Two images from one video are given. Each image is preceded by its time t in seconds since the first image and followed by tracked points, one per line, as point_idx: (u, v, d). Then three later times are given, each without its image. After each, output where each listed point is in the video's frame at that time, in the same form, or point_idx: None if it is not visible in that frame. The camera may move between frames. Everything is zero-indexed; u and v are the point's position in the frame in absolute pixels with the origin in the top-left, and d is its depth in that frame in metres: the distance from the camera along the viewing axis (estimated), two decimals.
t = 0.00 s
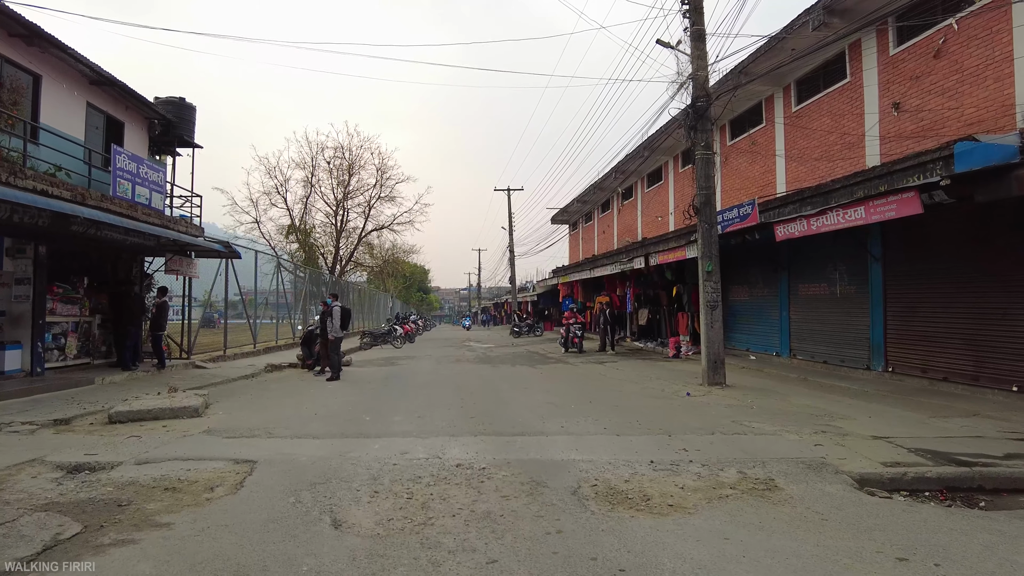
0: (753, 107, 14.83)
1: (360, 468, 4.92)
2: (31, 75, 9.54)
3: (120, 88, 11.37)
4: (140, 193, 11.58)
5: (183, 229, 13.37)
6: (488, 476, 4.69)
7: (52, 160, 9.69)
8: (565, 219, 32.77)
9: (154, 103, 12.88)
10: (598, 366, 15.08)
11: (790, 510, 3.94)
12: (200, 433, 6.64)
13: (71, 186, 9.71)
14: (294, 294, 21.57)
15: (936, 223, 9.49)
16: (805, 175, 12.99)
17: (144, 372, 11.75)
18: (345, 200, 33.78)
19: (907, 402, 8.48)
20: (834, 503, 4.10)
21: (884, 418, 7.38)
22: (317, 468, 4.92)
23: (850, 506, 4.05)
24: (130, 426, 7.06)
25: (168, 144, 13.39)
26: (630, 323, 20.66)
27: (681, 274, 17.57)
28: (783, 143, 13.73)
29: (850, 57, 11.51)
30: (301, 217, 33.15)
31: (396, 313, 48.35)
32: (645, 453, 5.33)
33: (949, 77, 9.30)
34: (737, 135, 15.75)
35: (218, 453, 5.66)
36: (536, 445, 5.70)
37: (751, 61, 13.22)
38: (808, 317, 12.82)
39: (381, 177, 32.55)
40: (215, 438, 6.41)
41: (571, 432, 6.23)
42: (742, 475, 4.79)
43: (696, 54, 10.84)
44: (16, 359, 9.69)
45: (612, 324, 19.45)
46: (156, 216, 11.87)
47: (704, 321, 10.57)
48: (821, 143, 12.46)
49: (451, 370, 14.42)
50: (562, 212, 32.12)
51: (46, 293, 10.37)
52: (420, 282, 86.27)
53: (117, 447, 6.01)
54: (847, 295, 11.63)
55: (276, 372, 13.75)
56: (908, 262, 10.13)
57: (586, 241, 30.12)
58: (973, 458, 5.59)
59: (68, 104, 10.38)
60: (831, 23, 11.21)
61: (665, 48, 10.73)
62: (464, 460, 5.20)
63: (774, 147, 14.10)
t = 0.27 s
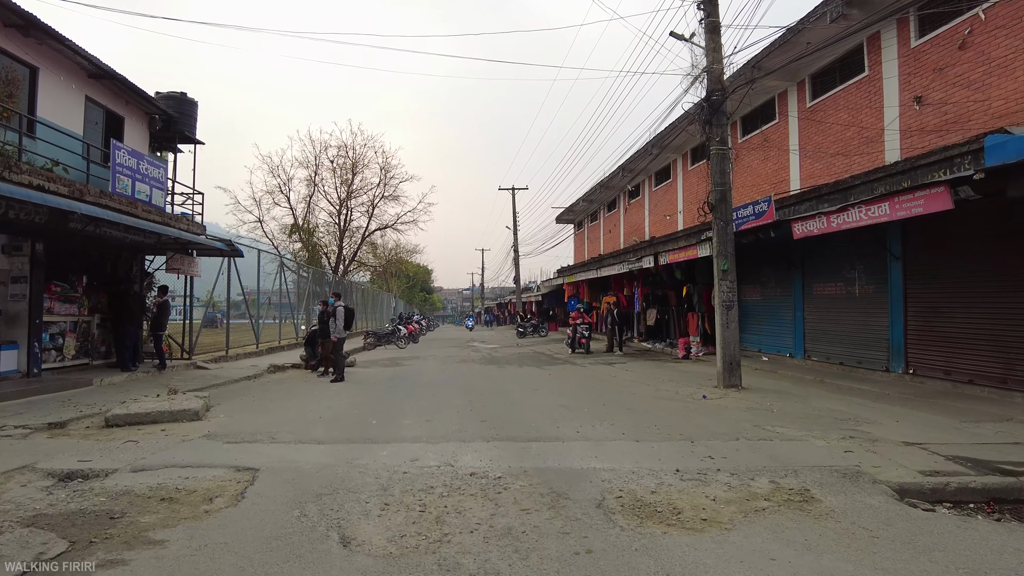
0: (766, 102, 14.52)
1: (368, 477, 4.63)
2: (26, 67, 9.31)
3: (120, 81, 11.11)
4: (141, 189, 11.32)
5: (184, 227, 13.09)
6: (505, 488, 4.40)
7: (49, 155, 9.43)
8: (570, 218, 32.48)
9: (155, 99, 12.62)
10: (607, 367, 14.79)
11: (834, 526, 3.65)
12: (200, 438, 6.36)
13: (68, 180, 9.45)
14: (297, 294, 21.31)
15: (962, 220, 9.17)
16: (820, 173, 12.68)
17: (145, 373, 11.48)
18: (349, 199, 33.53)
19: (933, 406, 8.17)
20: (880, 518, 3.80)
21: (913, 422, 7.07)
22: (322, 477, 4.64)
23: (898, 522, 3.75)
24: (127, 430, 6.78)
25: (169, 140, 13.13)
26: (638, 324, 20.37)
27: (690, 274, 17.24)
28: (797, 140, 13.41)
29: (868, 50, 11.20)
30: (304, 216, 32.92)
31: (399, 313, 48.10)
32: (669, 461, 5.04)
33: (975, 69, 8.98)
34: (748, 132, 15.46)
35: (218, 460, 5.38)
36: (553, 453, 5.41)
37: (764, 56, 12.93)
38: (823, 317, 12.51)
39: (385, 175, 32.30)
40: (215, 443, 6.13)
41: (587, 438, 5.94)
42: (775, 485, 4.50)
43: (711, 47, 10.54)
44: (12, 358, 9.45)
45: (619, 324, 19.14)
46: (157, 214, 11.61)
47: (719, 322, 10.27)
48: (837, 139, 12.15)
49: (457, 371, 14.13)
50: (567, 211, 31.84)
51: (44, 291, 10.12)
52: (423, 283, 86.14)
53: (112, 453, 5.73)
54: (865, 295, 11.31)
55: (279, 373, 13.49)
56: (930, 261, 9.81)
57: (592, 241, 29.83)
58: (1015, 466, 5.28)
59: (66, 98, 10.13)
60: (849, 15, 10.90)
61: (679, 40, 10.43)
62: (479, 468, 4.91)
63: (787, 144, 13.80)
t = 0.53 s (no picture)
0: (778, 98, 14.23)
1: (375, 488, 4.36)
2: (20, 61, 9.06)
3: (117, 75, 10.86)
4: (140, 186, 11.07)
5: (184, 225, 12.82)
6: (521, 500, 4.12)
7: (44, 151, 9.17)
8: (575, 217, 32.19)
9: (155, 94, 12.35)
10: (615, 368, 14.51)
11: (881, 544, 3.36)
12: (199, 444, 6.09)
13: (64, 177, 9.19)
14: (299, 294, 21.06)
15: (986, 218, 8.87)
16: (834, 170, 12.39)
17: (144, 374, 11.23)
18: (352, 198, 33.27)
19: (958, 410, 7.88)
20: (930, 536, 3.51)
21: (941, 426, 6.78)
22: (326, 488, 4.37)
23: (949, 540, 3.47)
24: (123, 436, 6.52)
25: (169, 137, 12.86)
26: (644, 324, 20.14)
27: (699, 273, 16.93)
28: (809, 136, 13.12)
29: (886, 43, 10.90)
30: (307, 215, 32.68)
31: (402, 313, 47.85)
32: (693, 470, 4.75)
33: (1000, 61, 8.68)
34: (759, 129, 15.17)
35: (217, 468, 5.11)
36: (569, 462, 5.13)
37: (777, 50, 12.64)
38: (837, 317, 12.21)
39: (388, 174, 32.05)
40: (214, 449, 5.87)
41: (604, 446, 5.66)
42: (809, 497, 4.21)
43: (724, 39, 10.24)
44: (8, 360, 9.21)
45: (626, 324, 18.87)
46: (157, 211, 11.36)
47: (733, 322, 10.00)
48: (852, 135, 11.85)
49: (462, 372, 13.86)
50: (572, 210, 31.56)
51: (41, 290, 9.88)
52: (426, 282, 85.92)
53: (106, 461, 5.46)
54: (882, 294, 11.01)
55: (281, 374, 13.23)
56: (952, 260, 9.52)
57: (597, 240, 29.54)
58: None
59: (62, 92, 9.88)
60: (867, 8, 10.60)
61: (691, 33, 10.15)
62: (492, 478, 4.63)
63: (800, 140, 13.50)
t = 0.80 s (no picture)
0: (792, 92, 13.89)
1: (385, 501, 4.07)
2: (17, 53, 8.81)
3: (118, 68, 10.60)
4: (141, 183, 10.81)
5: (187, 223, 12.56)
6: (542, 514, 3.82)
7: (42, 146, 8.92)
8: (582, 216, 31.87)
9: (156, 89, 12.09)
10: (626, 369, 14.18)
11: (943, 566, 3.05)
12: (198, 450, 5.81)
13: (62, 172, 8.94)
14: (304, 294, 20.80)
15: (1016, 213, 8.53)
16: (852, 164, 12.01)
17: (145, 375, 10.96)
18: (356, 198, 33.02)
19: (990, 413, 7.54)
20: (994, 555, 3.21)
21: (977, 431, 6.45)
22: (333, 500, 4.08)
23: (1017, 560, 3.15)
24: (120, 440, 6.23)
25: (172, 132, 12.61)
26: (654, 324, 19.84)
27: (712, 271, 16.60)
28: (826, 130, 12.78)
29: (907, 33, 10.56)
30: (312, 214, 32.45)
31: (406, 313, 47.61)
32: (724, 479, 4.46)
33: None
34: (773, 124, 14.83)
35: (217, 477, 4.83)
36: (590, 471, 4.83)
37: (792, 42, 12.31)
38: (856, 317, 11.87)
39: (393, 173, 31.79)
40: (214, 455, 5.59)
41: (626, 454, 5.37)
42: (854, 509, 3.90)
43: (741, 30, 9.92)
44: (4, 360, 8.95)
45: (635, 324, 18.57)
46: (159, 209, 11.10)
47: (752, 322, 9.68)
48: (871, 129, 11.51)
49: (470, 373, 13.56)
50: (578, 209, 31.24)
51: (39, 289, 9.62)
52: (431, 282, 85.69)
53: (101, 468, 5.19)
54: (903, 293, 10.67)
55: (285, 375, 12.96)
56: (979, 257, 9.18)
57: (604, 239, 29.22)
58: None
59: (61, 86, 9.63)
60: None
61: (707, 23, 9.83)
62: (509, 489, 4.33)
63: (815, 135, 13.15)
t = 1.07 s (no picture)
0: (817, 86, 13.50)
1: (407, 516, 3.80)
2: (26, 49, 8.65)
3: (129, 65, 10.43)
4: (153, 182, 10.62)
5: (200, 222, 12.39)
6: (577, 532, 3.53)
7: (52, 143, 8.74)
8: (597, 215, 31.53)
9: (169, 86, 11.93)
10: (646, 371, 13.85)
11: None
12: (209, 457, 5.57)
13: (72, 170, 8.76)
14: (318, 294, 20.64)
15: None
16: (881, 160, 11.60)
17: (158, 377, 10.77)
18: (370, 198, 32.87)
19: None
20: None
21: None
22: (351, 515, 3.81)
23: None
24: (129, 446, 6.01)
25: (184, 131, 12.45)
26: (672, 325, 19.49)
27: (734, 271, 16.22)
28: (853, 125, 12.38)
29: (941, 23, 10.15)
30: (325, 214, 32.34)
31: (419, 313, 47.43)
32: (769, 494, 4.15)
33: None
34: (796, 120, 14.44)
35: (228, 487, 4.58)
36: (623, 484, 4.54)
37: (819, 34, 11.92)
38: (886, 318, 11.47)
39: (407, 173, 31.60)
40: (226, 463, 5.35)
41: (659, 464, 5.07)
42: (916, 528, 3.58)
43: (769, 20, 9.56)
44: (15, 362, 8.79)
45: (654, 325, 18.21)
46: (171, 208, 10.92)
47: (781, 323, 9.33)
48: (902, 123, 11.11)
49: (487, 375, 13.29)
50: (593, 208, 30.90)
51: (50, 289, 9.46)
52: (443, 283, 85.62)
53: (108, 476, 4.95)
54: (937, 293, 10.28)
55: (299, 377, 12.76)
56: (1020, 255, 8.77)
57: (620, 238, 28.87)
58: None
59: (71, 83, 9.46)
60: None
61: (732, 13, 9.48)
62: (537, 503, 4.05)
63: (841, 130, 12.76)
